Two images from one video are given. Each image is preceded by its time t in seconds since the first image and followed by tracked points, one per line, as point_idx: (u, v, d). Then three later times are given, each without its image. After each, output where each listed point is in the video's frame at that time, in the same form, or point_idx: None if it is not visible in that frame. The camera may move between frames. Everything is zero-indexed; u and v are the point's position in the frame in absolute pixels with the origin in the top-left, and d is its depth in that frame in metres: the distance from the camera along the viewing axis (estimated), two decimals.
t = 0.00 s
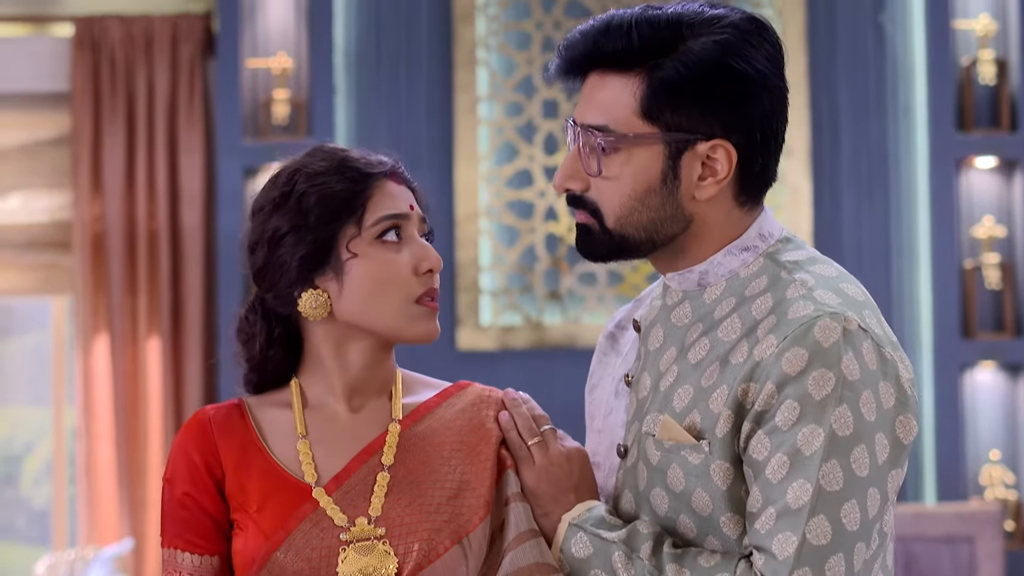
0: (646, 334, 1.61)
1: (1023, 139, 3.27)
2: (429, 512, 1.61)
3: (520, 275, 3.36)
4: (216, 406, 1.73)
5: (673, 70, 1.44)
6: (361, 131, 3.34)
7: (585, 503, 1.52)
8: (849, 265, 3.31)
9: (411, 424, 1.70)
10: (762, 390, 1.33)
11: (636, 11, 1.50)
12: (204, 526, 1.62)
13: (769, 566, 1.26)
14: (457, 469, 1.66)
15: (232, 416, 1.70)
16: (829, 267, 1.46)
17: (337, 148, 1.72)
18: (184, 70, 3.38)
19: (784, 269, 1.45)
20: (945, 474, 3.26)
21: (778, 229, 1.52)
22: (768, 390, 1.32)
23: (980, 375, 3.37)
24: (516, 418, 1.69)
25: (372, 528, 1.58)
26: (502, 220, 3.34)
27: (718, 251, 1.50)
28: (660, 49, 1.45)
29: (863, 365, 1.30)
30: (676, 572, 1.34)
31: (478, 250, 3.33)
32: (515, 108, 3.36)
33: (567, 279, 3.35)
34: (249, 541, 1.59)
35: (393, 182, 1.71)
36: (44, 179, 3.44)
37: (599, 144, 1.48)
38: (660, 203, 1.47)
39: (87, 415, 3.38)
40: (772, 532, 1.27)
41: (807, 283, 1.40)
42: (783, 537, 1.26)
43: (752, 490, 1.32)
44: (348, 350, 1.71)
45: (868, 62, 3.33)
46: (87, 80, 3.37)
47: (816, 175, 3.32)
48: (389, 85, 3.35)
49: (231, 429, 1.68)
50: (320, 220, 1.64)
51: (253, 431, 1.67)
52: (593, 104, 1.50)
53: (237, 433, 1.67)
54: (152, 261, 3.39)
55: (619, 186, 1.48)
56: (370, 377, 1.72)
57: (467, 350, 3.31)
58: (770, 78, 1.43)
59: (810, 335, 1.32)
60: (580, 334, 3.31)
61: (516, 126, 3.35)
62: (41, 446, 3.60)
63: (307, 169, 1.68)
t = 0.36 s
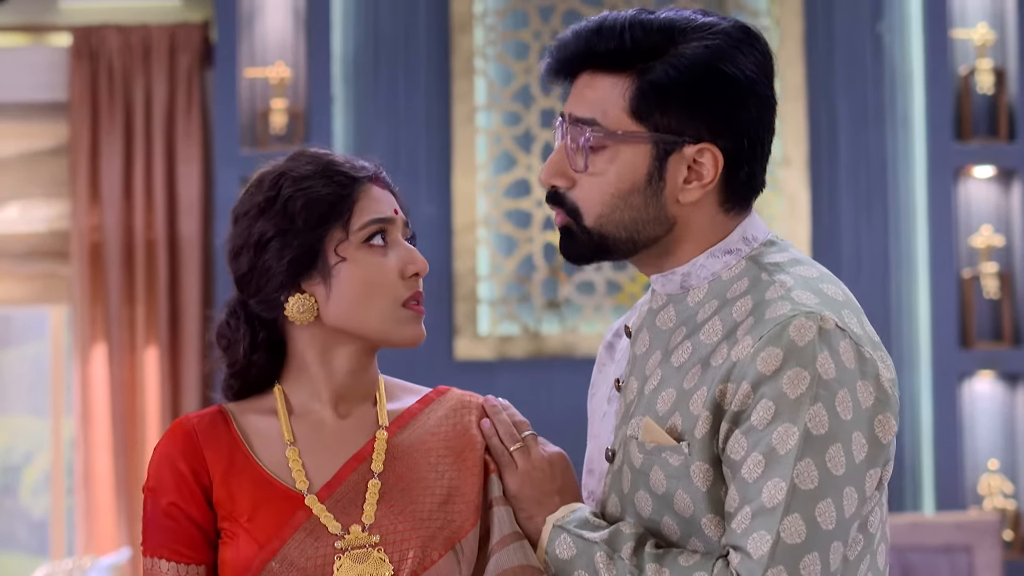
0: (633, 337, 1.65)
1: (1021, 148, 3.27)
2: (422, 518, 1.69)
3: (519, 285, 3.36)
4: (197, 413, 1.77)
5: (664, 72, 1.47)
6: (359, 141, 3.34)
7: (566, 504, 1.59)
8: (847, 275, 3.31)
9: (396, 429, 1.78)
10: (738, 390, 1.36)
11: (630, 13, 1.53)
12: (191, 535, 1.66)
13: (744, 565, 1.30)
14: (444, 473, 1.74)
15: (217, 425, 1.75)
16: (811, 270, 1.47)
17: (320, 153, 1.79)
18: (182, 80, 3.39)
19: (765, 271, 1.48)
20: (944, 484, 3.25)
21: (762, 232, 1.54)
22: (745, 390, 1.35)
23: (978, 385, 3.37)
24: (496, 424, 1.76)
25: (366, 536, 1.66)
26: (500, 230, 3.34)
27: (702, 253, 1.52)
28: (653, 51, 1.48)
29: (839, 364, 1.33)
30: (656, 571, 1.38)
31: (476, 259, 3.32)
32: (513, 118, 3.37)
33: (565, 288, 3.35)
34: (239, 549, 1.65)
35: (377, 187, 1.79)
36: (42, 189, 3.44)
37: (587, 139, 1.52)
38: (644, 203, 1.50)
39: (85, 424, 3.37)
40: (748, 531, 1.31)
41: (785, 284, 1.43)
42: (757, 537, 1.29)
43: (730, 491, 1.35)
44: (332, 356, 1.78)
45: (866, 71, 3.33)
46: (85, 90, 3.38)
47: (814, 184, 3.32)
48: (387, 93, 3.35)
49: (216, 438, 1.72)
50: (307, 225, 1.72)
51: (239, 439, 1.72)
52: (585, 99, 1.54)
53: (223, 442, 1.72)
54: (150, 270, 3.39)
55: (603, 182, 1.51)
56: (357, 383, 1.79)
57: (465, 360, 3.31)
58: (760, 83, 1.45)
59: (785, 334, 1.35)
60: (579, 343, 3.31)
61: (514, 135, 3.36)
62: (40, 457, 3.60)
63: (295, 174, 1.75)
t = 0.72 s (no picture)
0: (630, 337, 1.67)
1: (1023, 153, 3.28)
2: (407, 520, 1.69)
3: (521, 289, 3.35)
4: (178, 417, 1.75)
5: (644, 80, 1.46)
6: (362, 146, 3.34)
7: (554, 505, 1.59)
8: (851, 281, 3.30)
9: (375, 432, 1.79)
10: (723, 388, 1.37)
11: (605, 24, 1.53)
12: (174, 539, 1.63)
13: (725, 563, 1.30)
14: (426, 474, 1.75)
15: (199, 429, 1.73)
16: (802, 269, 1.49)
17: (300, 154, 1.79)
18: (185, 85, 3.39)
19: (756, 270, 1.49)
20: (948, 489, 3.25)
21: (755, 232, 1.55)
22: (729, 388, 1.36)
23: (982, 390, 3.37)
24: (476, 431, 1.77)
25: (354, 538, 1.65)
26: (503, 235, 3.34)
27: (696, 253, 1.53)
28: (633, 58, 1.48)
29: (824, 363, 1.33)
30: (640, 569, 1.39)
31: (478, 263, 3.32)
32: (515, 123, 3.37)
33: (568, 292, 3.35)
34: (226, 552, 1.63)
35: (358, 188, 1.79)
36: (44, 194, 3.45)
37: (575, 157, 1.52)
38: (639, 212, 1.50)
39: (87, 429, 3.36)
40: (730, 529, 1.31)
41: (774, 283, 1.44)
42: (738, 535, 1.30)
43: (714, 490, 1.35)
44: (313, 358, 1.78)
45: (869, 75, 3.32)
46: (88, 95, 3.37)
47: (817, 188, 3.32)
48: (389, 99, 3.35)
49: (199, 443, 1.71)
50: (288, 227, 1.71)
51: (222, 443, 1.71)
52: (570, 114, 1.54)
53: (206, 446, 1.71)
54: (152, 275, 3.39)
55: (597, 197, 1.51)
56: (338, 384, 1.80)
57: (467, 364, 3.30)
58: (742, 84, 1.46)
59: (770, 333, 1.36)
60: (581, 347, 3.31)
61: (517, 140, 3.35)
62: (43, 462, 3.60)
63: (275, 176, 1.74)
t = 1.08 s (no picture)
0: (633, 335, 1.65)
1: None
2: (394, 521, 1.69)
3: (531, 291, 3.34)
4: (164, 416, 1.71)
5: (648, 75, 1.46)
6: (372, 148, 3.33)
7: (557, 505, 1.56)
8: (861, 284, 3.30)
9: (360, 432, 1.77)
10: (730, 384, 1.36)
11: (608, 22, 1.53)
12: (159, 539, 1.60)
13: (736, 560, 1.29)
14: (412, 474, 1.74)
15: (184, 429, 1.69)
16: (807, 266, 1.48)
17: (286, 152, 1.75)
18: (194, 86, 3.39)
19: (761, 267, 1.47)
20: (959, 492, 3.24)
21: (759, 229, 1.54)
22: (737, 383, 1.35)
23: (992, 392, 3.36)
24: (473, 440, 1.75)
25: (342, 539, 1.64)
26: (512, 236, 3.33)
27: (700, 251, 1.52)
28: (636, 54, 1.48)
29: (832, 359, 1.33)
30: (648, 568, 1.37)
31: (487, 265, 3.31)
32: (525, 125, 3.35)
33: (577, 294, 3.34)
34: (215, 553, 1.61)
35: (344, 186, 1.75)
36: (53, 197, 3.45)
37: (578, 154, 1.51)
38: (644, 209, 1.49)
39: (96, 431, 3.34)
40: (739, 525, 1.30)
41: (780, 279, 1.43)
42: (749, 531, 1.29)
43: (722, 486, 1.34)
44: (298, 357, 1.73)
45: (879, 77, 3.32)
46: (98, 98, 3.38)
47: (827, 191, 3.31)
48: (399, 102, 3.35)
49: (185, 442, 1.67)
50: (274, 225, 1.68)
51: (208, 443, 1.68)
52: (573, 112, 1.53)
53: (193, 445, 1.68)
54: (161, 277, 3.38)
55: (601, 194, 1.50)
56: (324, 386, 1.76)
57: (477, 367, 3.30)
58: (746, 79, 1.46)
59: (777, 328, 1.35)
60: (591, 350, 3.31)
61: (526, 142, 3.35)
62: (53, 465, 3.61)
63: (260, 174, 1.70)
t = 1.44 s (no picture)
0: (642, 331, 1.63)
1: None
2: (399, 519, 1.63)
3: (551, 294, 3.34)
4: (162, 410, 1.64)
5: (655, 72, 1.45)
6: (391, 149, 3.33)
7: (567, 501, 1.54)
8: (882, 286, 3.30)
9: (361, 427, 1.69)
10: (738, 380, 1.35)
11: (614, 18, 1.52)
12: (161, 536, 1.53)
13: (744, 556, 1.29)
14: (416, 470, 1.68)
15: (184, 424, 1.62)
16: (815, 262, 1.47)
17: (286, 148, 1.68)
18: (213, 87, 3.39)
19: (769, 263, 1.46)
20: (980, 495, 3.23)
21: (768, 225, 1.52)
22: (745, 379, 1.34)
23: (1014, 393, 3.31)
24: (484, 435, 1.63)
25: (345, 536, 1.58)
26: (532, 239, 3.33)
27: (708, 247, 1.51)
28: (642, 50, 1.46)
29: (840, 354, 1.32)
30: (657, 565, 1.37)
31: (507, 268, 3.31)
32: (544, 127, 3.34)
33: (598, 297, 3.33)
34: (219, 551, 1.55)
35: (345, 184, 1.67)
36: (74, 200, 3.46)
37: (587, 151, 1.49)
38: (653, 205, 1.48)
39: (117, 433, 3.34)
40: (747, 521, 1.30)
41: (788, 275, 1.42)
42: (757, 526, 1.29)
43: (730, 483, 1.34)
44: (297, 354, 1.65)
45: (899, 77, 3.32)
46: (118, 100, 3.39)
47: (846, 193, 3.32)
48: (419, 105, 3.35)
49: (186, 438, 1.60)
50: (273, 223, 1.60)
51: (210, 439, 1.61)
52: (580, 110, 1.52)
53: (194, 441, 1.61)
54: (181, 278, 3.38)
55: (610, 191, 1.49)
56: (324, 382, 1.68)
57: (497, 370, 3.31)
58: (754, 75, 1.44)
59: (785, 323, 1.34)
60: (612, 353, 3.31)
61: (545, 145, 3.34)
62: (74, 468, 3.71)
63: (260, 171, 1.63)
